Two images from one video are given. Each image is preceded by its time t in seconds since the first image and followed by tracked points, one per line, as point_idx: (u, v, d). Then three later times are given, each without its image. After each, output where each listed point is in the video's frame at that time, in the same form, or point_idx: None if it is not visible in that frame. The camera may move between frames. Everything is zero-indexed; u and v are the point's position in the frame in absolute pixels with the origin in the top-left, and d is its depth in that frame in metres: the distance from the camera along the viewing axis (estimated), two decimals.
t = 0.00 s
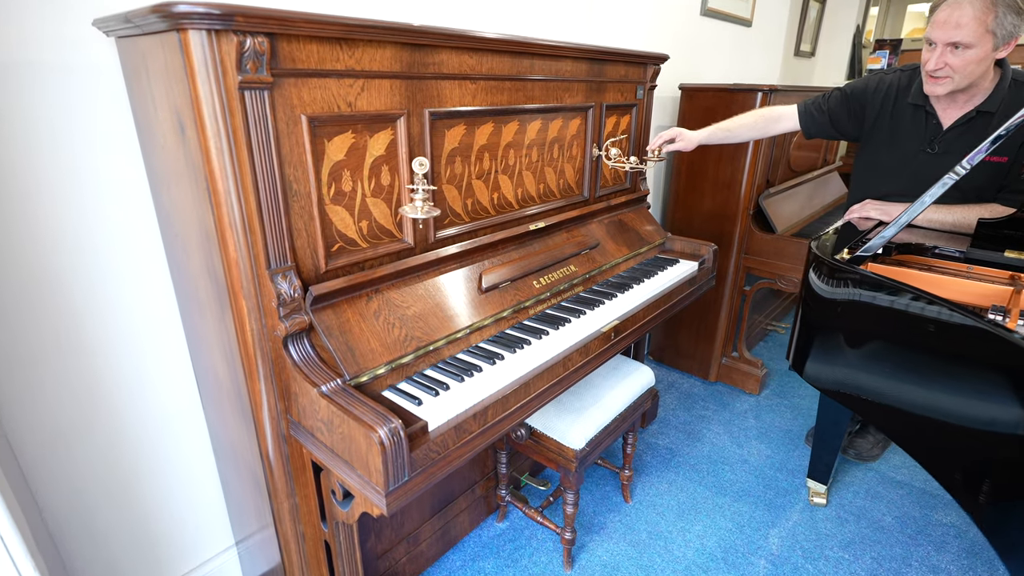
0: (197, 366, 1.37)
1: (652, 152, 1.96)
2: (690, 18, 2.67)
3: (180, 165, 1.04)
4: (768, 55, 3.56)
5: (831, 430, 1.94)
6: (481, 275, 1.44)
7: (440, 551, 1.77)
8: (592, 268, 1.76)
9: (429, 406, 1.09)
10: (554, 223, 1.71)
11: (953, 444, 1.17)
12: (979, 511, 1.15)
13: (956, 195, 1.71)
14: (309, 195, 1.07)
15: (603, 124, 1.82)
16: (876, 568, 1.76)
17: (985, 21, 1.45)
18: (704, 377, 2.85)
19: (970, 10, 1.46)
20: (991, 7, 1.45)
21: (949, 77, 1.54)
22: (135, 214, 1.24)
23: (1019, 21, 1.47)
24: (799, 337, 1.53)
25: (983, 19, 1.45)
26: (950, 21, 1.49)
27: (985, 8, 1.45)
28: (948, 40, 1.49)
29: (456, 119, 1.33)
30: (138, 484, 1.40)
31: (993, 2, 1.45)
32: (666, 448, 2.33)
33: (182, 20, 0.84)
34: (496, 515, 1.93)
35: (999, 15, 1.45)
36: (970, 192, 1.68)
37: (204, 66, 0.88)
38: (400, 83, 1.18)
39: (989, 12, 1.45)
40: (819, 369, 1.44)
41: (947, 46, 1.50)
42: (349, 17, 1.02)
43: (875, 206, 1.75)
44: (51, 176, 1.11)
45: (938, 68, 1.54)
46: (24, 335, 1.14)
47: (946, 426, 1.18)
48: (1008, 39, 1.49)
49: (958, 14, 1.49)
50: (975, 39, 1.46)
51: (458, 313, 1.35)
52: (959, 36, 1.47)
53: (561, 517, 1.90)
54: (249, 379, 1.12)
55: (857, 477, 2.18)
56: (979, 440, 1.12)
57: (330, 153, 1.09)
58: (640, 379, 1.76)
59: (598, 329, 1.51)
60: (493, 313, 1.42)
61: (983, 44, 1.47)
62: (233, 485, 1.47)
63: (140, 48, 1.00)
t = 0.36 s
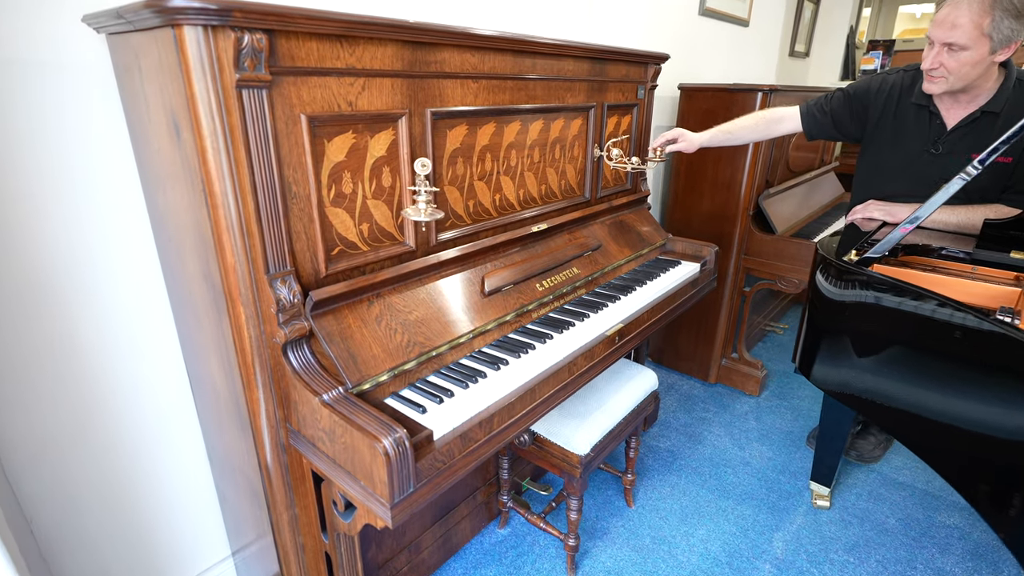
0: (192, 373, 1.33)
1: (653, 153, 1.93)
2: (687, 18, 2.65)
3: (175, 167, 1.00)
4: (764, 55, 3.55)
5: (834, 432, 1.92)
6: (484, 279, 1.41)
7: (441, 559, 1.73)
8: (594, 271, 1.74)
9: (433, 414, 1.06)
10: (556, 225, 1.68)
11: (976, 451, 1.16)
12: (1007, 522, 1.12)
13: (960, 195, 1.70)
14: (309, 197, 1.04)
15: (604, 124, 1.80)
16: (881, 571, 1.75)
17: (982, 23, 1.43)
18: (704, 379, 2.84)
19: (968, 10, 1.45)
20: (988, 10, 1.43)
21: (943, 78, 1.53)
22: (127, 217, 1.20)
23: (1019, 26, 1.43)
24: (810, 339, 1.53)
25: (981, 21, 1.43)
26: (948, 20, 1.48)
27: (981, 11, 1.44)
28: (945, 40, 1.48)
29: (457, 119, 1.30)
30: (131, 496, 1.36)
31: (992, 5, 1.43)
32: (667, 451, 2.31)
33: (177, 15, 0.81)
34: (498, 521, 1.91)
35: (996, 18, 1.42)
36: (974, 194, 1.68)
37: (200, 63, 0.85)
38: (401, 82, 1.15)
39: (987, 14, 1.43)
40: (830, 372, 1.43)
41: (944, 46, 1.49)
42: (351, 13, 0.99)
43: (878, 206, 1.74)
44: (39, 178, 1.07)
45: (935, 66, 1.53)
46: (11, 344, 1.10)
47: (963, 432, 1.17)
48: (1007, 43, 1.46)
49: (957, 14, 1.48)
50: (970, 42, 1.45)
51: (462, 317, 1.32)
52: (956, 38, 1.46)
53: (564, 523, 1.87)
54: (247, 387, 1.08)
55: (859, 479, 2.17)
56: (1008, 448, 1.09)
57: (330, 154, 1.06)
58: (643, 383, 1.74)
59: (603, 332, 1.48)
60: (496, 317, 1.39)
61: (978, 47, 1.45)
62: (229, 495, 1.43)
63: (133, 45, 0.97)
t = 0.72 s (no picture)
0: (193, 384, 1.29)
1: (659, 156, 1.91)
2: (689, 19, 2.63)
3: (176, 173, 0.96)
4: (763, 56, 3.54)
5: (841, 437, 1.91)
6: (493, 286, 1.38)
7: (446, 571, 1.70)
8: (601, 276, 1.71)
9: (445, 428, 1.03)
10: (563, 230, 1.65)
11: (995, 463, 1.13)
12: None
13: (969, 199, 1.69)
14: (316, 204, 1.01)
15: (610, 127, 1.77)
16: None
17: (991, 28, 1.41)
18: (706, 382, 2.82)
19: (977, 14, 1.43)
20: (998, 14, 1.41)
21: (953, 82, 1.52)
22: (124, 225, 1.16)
23: None
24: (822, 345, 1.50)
25: (990, 26, 1.41)
26: (956, 25, 1.45)
27: (992, 15, 1.41)
28: (953, 45, 1.46)
29: (465, 122, 1.27)
30: (127, 512, 1.32)
31: (1001, 9, 1.41)
32: (672, 456, 2.28)
33: (180, 16, 0.77)
34: (503, 530, 1.87)
35: (1005, 23, 1.41)
36: (984, 198, 1.68)
37: (204, 65, 0.81)
38: (409, 85, 1.11)
39: (995, 19, 1.41)
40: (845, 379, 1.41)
41: (952, 51, 1.48)
42: (360, 14, 0.96)
43: (886, 210, 1.73)
44: (32, 185, 1.03)
45: (943, 70, 1.52)
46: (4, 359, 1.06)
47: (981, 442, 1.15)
48: (1016, 48, 1.44)
49: (965, 18, 1.45)
50: (979, 46, 1.43)
51: (471, 325, 1.29)
52: (964, 43, 1.44)
53: (570, 532, 1.84)
54: (251, 401, 1.05)
55: (866, 484, 2.16)
56: None
57: (337, 159, 1.03)
58: (652, 390, 1.72)
59: (613, 339, 1.46)
60: (505, 325, 1.36)
61: (988, 51, 1.44)
62: (230, 509, 1.39)
63: (132, 48, 0.93)
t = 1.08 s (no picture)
0: (187, 392, 1.25)
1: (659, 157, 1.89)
2: (687, 19, 2.62)
3: (170, 175, 0.93)
4: (760, 56, 3.53)
5: (843, 439, 1.89)
6: (495, 289, 1.35)
7: None
8: (603, 279, 1.69)
9: (448, 436, 1.00)
10: (565, 232, 1.63)
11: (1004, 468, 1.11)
12: None
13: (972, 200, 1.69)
14: (315, 207, 0.98)
15: (611, 127, 1.75)
16: None
17: (996, 28, 1.40)
18: (706, 384, 2.80)
19: (981, 14, 1.41)
20: (1003, 14, 1.40)
21: (957, 83, 1.50)
22: (115, 229, 1.13)
23: None
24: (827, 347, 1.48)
25: (995, 26, 1.40)
26: (960, 25, 1.44)
27: (996, 15, 1.40)
28: (957, 46, 1.45)
29: (466, 123, 1.25)
30: (119, 524, 1.28)
31: (1005, 9, 1.40)
32: (672, 459, 2.26)
33: (173, 13, 0.74)
34: (504, 536, 1.85)
35: (1008, 24, 1.40)
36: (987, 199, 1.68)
37: (198, 63, 0.78)
38: (410, 84, 1.09)
39: (999, 19, 1.40)
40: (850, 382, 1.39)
41: (957, 51, 1.46)
42: (360, 12, 0.93)
43: (888, 211, 1.72)
44: (21, 188, 0.99)
45: (948, 71, 1.50)
46: None
47: (990, 447, 1.13)
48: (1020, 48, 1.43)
49: (969, 18, 1.44)
50: (984, 46, 1.42)
51: (473, 330, 1.26)
52: (968, 43, 1.43)
53: (572, 538, 1.82)
54: (247, 410, 1.01)
55: (868, 485, 2.15)
56: None
57: (336, 161, 1.00)
58: (654, 394, 1.70)
59: (616, 343, 1.43)
60: (507, 329, 1.33)
61: (992, 51, 1.42)
62: (225, 519, 1.36)
63: (124, 45, 0.90)
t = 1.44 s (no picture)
0: (176, 399, 1.21)
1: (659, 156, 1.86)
2: (684, 19, 2.60)
3: (156, 176, 0.89)
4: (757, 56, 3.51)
5: (845, 442, 1.87)
6: (494, 292, 1.32)
7: None
8: (603, 280, 1.66)
9: (448, 445, 0.97)
10: (564, 233, 1.60)
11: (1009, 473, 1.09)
12: None
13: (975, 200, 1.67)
14: (308, 208, 0.94)
15: (610, 127, 1.72)
16: None
17: (1002, 26, 1.38)
18: (705, 386, 2.78)
19: (988, 12, 1.39)
20: (1009, 12, 1.38)
21: (963, 82, 1.48)
22: (100, 231, 1.08)
23: None
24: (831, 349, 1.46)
25: (1001, 24, 1.38)
26: (967, 23, 1.42)
27: (1003, 13, 1.38)
28: (963, 44, 1.43)
29: (464, 121, 1.21)
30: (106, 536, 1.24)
31: (1012, 7, 1.38)
32: (672, 462, 2.24)
33: (158, 4, 0.70)
34: (502, 543, 1.81)
35: (1014, 22, 1.38)
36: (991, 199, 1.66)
37: (185, 56, 0.74)
38: (407, 81, 1.05)
39: (1006, 17, 1.38)
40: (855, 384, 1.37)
41: (963, 50, 1.45)
42: (355, 5, 0.90)
43: (890, 211, 1.70)
44: None
45: (953, 70, 1.48)
46: None
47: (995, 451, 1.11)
48: None
49: (975, 16, 1.42)
50: (990, 44, 1.40)
51: (472, 334, 1.23)
52: (975, 41, 1.41)
53: (572, 544, 1.79)
54: (237, 419, 0.97)
55: (869, 488, 2.13)
56: None
57: (330, 160, 0.96)
58: (655, 398, 1.67)
59: (617, 347, 1.40)
60: (506, 333, 1.30)
61: (999, 50, 1.41)
62: (216, 529, 1.32)
63: (107, 39, 0.86)
